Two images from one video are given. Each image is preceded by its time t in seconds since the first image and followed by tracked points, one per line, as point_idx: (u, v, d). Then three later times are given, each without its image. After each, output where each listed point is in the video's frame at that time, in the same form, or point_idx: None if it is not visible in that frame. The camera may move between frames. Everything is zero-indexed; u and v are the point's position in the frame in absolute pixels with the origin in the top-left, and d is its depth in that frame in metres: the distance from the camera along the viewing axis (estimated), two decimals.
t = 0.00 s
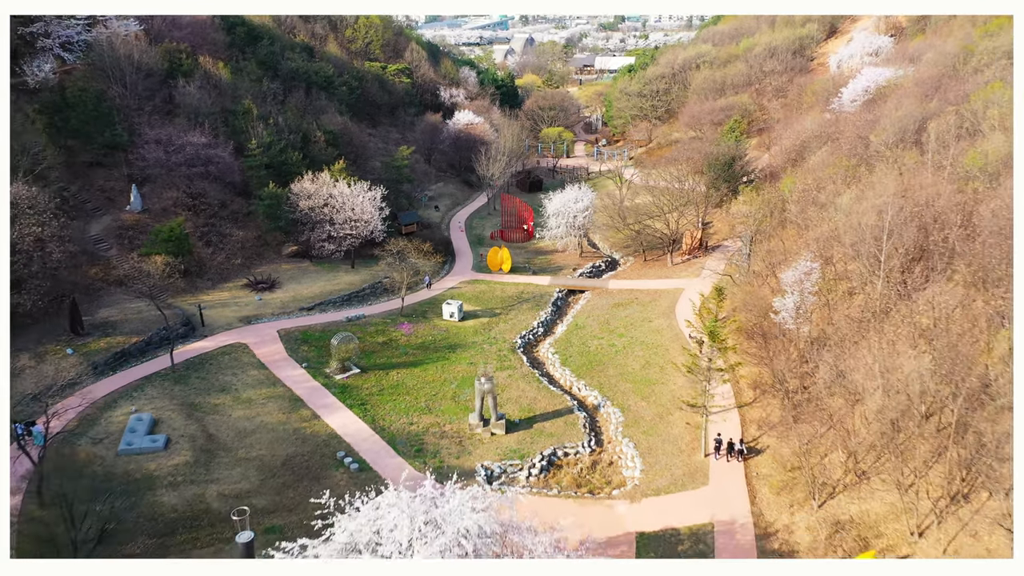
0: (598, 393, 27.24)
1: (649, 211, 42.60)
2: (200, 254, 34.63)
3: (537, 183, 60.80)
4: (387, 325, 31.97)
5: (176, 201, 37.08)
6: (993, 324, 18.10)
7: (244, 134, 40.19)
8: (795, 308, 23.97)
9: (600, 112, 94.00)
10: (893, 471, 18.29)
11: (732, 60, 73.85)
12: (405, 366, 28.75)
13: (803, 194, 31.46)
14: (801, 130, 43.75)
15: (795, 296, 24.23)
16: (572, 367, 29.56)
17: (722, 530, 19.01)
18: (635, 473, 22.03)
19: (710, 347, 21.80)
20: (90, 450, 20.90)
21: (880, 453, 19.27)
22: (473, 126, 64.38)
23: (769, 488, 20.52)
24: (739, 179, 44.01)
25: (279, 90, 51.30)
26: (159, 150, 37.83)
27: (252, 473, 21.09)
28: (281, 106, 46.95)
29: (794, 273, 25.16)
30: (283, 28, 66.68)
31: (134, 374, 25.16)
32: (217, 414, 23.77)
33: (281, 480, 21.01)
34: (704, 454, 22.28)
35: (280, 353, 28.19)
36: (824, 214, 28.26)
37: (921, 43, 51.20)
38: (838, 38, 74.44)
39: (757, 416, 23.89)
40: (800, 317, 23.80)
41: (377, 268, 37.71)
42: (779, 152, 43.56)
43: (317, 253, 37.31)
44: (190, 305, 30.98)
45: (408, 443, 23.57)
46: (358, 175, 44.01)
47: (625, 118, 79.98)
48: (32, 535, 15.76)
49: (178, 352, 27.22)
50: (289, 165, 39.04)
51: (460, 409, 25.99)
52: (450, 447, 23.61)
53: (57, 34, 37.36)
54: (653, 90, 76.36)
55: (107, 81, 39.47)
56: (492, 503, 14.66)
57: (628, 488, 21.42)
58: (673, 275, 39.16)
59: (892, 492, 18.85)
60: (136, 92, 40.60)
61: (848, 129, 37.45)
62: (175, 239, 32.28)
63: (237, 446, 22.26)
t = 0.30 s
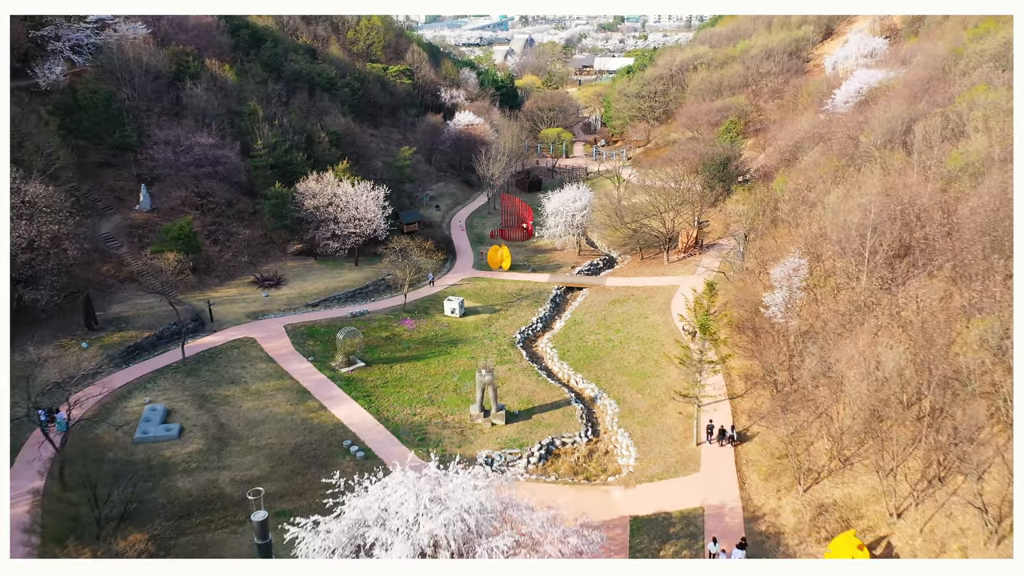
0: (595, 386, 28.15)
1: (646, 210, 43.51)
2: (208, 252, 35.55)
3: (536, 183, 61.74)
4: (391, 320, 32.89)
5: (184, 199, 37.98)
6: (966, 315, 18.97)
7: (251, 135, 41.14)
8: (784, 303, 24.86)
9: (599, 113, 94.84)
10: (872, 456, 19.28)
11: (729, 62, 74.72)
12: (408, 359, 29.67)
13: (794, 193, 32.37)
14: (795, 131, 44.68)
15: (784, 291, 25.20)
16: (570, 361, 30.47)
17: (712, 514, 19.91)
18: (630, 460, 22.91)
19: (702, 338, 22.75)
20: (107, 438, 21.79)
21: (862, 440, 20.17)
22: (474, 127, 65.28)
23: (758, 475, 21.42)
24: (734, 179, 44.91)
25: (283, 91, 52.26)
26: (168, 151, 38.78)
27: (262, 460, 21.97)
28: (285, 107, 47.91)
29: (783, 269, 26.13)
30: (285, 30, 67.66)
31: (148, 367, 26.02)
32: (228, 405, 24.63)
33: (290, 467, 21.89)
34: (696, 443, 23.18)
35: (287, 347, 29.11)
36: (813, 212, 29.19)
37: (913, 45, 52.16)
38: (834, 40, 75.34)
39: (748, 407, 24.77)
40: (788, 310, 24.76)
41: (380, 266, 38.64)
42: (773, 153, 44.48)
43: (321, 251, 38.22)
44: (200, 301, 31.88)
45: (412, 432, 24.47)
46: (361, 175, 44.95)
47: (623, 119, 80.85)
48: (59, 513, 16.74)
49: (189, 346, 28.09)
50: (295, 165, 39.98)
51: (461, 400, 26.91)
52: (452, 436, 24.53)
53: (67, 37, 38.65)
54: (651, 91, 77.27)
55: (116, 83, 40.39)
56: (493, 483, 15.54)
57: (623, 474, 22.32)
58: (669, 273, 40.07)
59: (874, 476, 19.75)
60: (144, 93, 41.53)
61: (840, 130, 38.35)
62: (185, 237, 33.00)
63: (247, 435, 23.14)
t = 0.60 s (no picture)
0: (592, 379, 29.07)
1: (644, 209, 44.42)
2: (215, 250, 36.48)
3: (536, 183, 62.66)
4: (394, 316, 33.80)
5: (192, 198, 38.91)
6: (943, 309, 19.93)
7: (257, 136, 42.09)
8: (773, 298, 25.77)
9: (598, 113, 95.65)
10: (854, 444, 20.26)
11: (727, 63, 75.66)
12: (411, 354, 30.59)
13: (786, 192, 33.28)
14: (789, 131, 45.60)
15: (773, 286, 26.13)
16: (568, 355, 31.38)
17: (703, 499, 20.83)
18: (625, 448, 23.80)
19: (693, 332, 23.72)
20: (124, 426, 22.72)
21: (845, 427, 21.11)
22: (475, 128, 66.20)
23: (747, 462, 22.34)
24: (730, 178, 45.82)
25: (287, 92, 53.21)
26: (176, 151, 39.72)
27: (272, 448, 22.84)
28: (289, 109, 48.87)
29: (773, 265, 27.07)
30: (288, 32, 68.64)
31: (160, 360, 26.93)
32: (237, 396, 25.47)
33: (299, 455, 22.78)
34: (689, 432, 24.08)
35: (294, 341, 30.02)
36: (803, 210, 30.12)
37: (907, 48, 53.06)
38: (830, 42, 76.24)
39: (739, 398, 25.66)
40: (777, 305, 25.69)
41: (383, 264, 39.58)
42: (768, 153, 45.40)
43: (326, 250, 39.17)
44: (209, 297, 32.81)
45: (415, 423, 25.36)
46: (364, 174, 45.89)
47: (622, 120, 81.76)
48: (83, 496, 17.72)
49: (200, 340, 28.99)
50: (299, 165, 40.95)
51: (463, 393, 27.83)
52: (454, 426, 25.45)
53: (77, 40, 40.04)
54: (649, 92, 78.17)
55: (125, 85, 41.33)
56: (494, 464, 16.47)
57: (619, 462, 23.22)
58: (665, 270, 40.99)
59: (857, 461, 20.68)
60: (152, 95, 42.46)
61: (832, 131, 39.27)
62: (194, 236, 34.18)
63: (257, 425, 23.99)
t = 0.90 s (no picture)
0: (589, 372, 30.00)
1: (641, 208, 45.35)
2: (223, 248, 37.41)
3: (535, 183, 63.60)
4: (397, 312, 34.74)
5: (199, 197, 39.83)
6: (923, 302, 20.88)
7: (262, 137, 43.07)
8: (764, 293, 26.75)
9: (597, 114, 96.60)
10: (837, 432, 21.22)
11: (724, 64, 76.58)
12: (414, 348, 31.52)
13: (778, 192, 34.22)
14: (783, 132, 46.52)
15: (764, 282, 27.11)
16: (566, 350, 32.33)
17: (695, 485, 21.76)
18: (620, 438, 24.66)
19: (686, 325, 24.69)
20: (139, 417, 23.55)
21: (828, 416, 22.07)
22: (475, 129, 67.05)
23: (738, 450, 23.26)
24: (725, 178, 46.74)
25: (290, 94, 54.15)
26: (184, 151, 40.68)
27: (281, 438, 23.73)
28: (293, 110, 49.80)
29: (763, 262, 28.02)
30: (291, 34, 69.61)
31: (172, 353, 27.88)
32: (247, 388, 26.39)
33: (306, 444, 23.69)
34: (682, 423, 25.00)
35: (300, 336, 30.96)
36: (794, 209, 31.06)
37: (900, 50, 54.04)
38: (826, 43, 77.14)
39: (731, 389, 26.58)
40: (767, 300, 26.66)
41: (386, 262, 40.52)
42: (762, 153, 46.29)
43: (330, 248, 40.11)
44: (217, 294, 33.77)
45: (418, 414, 26.28)
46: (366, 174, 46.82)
47: (621, 120, 82.68)
48: (106, 480, 18.69)
49: (210, 335, 29.94)
50: (304, 166, 42.00)
51: (464, 385, 28.77)
52: (456, 417, 26.38)
53: (87, 43, 41.05)
54: (648, 93, 79.10)
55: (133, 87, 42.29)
56: (494, 448, 17.38)
57: (614, 451, 24.12)
58: (661, 268, 41.93)
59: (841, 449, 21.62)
60: (161, 96, 43.43)
61: (825, 132, 40.19)
62: (202, 234, 35.07)
63: (266, 415, 24.88)
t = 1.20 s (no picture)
0: (586, 366, 30.95)
1: (638, 208, 46.27)
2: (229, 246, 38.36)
3: (535, 183, 64.53)
4: (399, 309, 35.68)
5: (206, 197, 40.76)
6: (904, 295, 21.80)
7: (268, 138, 44.03)
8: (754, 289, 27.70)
9: (596, 114, 97.56)
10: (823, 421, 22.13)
11: (722, 65, 77.48)
12: (416, 343, 32.46)
13: (771, 191, 35.15)
14: (778, 133, 47.41)
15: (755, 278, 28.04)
16: (564, 345, 33.28)
17: (687, 472, 22.70)
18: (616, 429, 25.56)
19: (678, 319, 25.60)
20: (153, 408, 24.48)
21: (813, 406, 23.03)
22: (476, 129, 67.92)
23: (728, 440, 24.19)
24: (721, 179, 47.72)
25: (294, 95, 55.11)
26: (192, 152, 41.63)
27: (289, 428, 24.66)
28: (297, 111, 50.77)
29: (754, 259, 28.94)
30: (293, 35, 70.54)
31: (183, 346, 28.83)
32: (255, 381, 27.32)
33: (314, 433, 24.63)
34: (675, 414, 25.92)
35: (306, 331, 31.90)
36: (785, 208, 32.00)
37: (893, 51, 55.00)
38: (822, 45, 78.05)
39: (723, 382, 27.53)
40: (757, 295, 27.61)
41: (389, 260, 41.46)
42: (757, 154, 47.20)
43: (334, 246, 41.06)
44: (225, 290, 34.74)
45: (421, 405, 27.23)
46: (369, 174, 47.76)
47: (619, 121, 83.60)
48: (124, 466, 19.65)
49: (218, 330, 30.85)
50: (308, 166, 42.97)
51: (465, 379, 29.72)
52: (457, 409, 27.32)
53: (95, 46, 42.16)
54: (646, 94, 80.05)
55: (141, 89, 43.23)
56: (494, 434, 18.32)
57: (610, 440, 25.05)
58: (658, 266, 42.86)
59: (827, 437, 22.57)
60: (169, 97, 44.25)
61: (817, 133, 41.11)
62: (210, 233, 35.81)
63: (274, 407, 25.80)
